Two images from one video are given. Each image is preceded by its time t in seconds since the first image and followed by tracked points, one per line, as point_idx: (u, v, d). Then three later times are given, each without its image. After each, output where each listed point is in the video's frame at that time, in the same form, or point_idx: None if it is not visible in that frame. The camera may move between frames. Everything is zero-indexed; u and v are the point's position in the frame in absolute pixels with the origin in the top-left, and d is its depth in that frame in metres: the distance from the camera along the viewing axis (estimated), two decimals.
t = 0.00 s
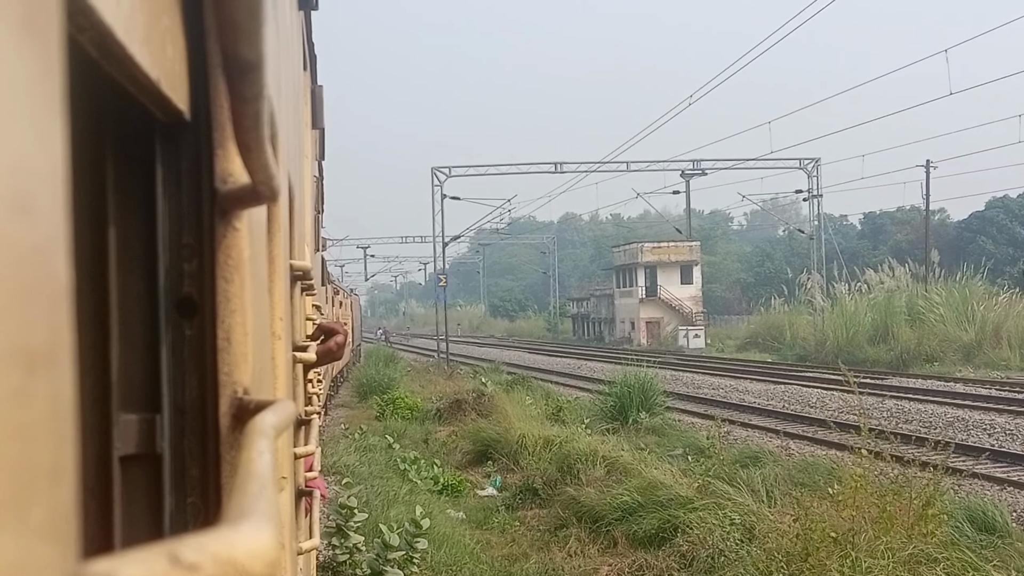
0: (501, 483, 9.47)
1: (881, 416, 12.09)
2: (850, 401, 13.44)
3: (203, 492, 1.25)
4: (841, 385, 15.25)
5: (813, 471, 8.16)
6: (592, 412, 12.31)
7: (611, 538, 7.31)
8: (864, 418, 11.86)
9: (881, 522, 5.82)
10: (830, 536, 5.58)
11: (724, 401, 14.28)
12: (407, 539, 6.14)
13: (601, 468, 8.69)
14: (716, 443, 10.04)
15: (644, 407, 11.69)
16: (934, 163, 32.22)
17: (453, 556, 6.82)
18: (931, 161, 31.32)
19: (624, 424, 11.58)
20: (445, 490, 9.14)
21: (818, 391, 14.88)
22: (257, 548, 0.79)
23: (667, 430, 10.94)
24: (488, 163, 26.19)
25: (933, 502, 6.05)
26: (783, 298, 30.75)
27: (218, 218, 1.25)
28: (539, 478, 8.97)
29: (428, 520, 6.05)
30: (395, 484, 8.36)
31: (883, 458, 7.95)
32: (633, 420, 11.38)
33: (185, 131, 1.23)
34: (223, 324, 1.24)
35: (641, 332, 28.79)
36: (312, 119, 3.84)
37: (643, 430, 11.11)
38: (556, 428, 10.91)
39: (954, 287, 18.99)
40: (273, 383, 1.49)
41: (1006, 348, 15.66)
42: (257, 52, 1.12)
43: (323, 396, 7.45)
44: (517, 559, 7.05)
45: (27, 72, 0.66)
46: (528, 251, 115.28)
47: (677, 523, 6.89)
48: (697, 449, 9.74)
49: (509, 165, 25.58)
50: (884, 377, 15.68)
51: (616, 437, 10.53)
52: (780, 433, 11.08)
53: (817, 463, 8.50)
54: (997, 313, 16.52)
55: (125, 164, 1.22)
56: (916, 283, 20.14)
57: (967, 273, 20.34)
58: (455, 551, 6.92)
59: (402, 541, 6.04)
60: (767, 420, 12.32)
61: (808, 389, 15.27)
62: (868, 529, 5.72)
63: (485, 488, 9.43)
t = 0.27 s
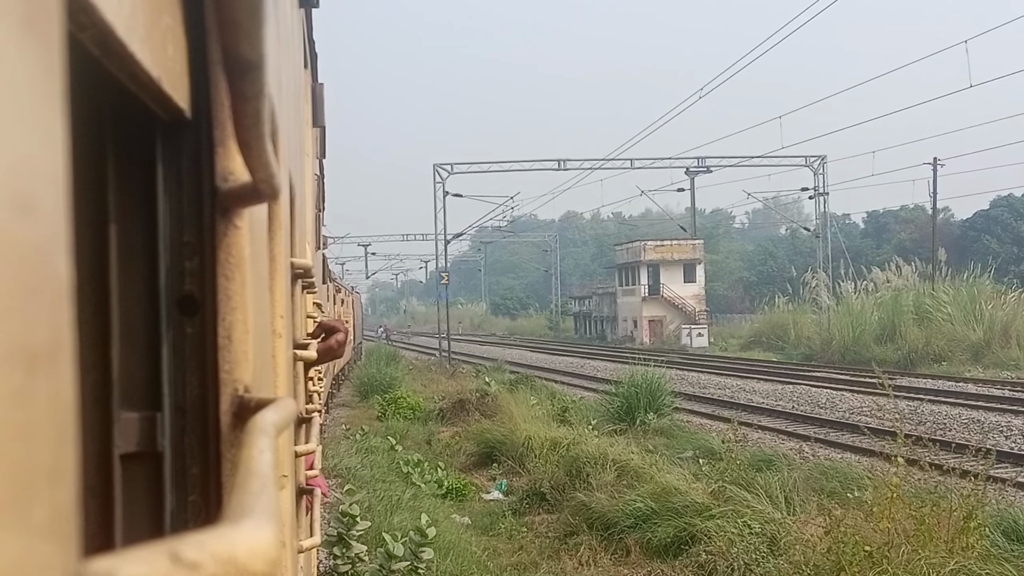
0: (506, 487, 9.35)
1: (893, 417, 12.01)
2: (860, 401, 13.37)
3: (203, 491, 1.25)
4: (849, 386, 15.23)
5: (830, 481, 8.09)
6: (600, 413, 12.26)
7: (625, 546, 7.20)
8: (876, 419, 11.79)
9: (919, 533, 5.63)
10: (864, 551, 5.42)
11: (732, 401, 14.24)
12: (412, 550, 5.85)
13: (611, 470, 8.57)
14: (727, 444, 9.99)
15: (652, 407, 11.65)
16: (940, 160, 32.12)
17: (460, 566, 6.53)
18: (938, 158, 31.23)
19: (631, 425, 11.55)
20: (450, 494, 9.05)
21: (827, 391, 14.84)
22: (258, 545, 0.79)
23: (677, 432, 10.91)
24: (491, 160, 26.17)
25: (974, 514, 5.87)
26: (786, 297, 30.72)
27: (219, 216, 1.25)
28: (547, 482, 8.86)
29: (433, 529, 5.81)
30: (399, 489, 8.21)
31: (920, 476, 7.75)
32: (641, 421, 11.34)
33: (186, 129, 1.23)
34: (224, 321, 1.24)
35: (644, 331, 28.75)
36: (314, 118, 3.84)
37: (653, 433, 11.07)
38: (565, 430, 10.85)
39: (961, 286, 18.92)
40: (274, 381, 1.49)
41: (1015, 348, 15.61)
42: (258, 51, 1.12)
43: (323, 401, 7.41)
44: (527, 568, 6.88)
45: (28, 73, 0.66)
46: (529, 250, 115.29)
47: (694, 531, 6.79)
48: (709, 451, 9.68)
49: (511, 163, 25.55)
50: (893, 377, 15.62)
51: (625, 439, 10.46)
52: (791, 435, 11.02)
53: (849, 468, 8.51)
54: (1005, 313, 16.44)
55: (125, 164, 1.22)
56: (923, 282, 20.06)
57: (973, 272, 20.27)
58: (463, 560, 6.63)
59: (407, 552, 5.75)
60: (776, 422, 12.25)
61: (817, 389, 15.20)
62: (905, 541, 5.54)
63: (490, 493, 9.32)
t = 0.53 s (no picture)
0: (511, 491, 9.22)
1: (904, 419, 11.92)
2: (869, 403, 13.29)
3: (204, 491, 1.25)
4: (857, 386, 15.21)
5: (845, 490, 7.95)
6: (606, 415, 12.19)
7: (635, 554, 6.99)
8: (886, 422, 11.72)
9: (956, 553, 5.54)
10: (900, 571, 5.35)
11: (738, 403, 14.20)
12: (415, 561, 5.74)
13: (620, 476, 8.41)
14: (738, 448, 9.93)
15: (659, 409, 11.61)
16: (945, 159, 32.04)
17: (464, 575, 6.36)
18: (943, 157, 31.15)
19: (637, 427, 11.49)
20: (453, 499, 8.95)
21: (836, 391, 14.78)
22: (259, 544, 0.79)
23: (685, 435, 10.84)
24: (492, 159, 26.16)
25: (1015, 529, 5.76)
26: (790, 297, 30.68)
27: (220, 214, 1.25)
28: (553, 487, 8.74)
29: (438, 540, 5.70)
30: (401, 496, 8.09)
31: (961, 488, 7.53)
32: (647, 423, 11.27)
33: (186, 130, 1.23)
34: (225, 322, 1.24)
35: (646, 331, 28.74)
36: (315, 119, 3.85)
37: (661, 435, 10.99)
38: (572, 433, 10.78)
39: (967, 285, 18.86)
40: (275, 381, 1.49)
41: None
42: (257, 52, 1.12)
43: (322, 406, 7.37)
44: None
45: (28, 73, 0.66)
46: (529, 250, 115.33)
47: (708, 540, 6.63)
48: (719, 455, 9.59)
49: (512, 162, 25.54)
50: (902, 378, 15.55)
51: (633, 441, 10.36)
52: (801, 437, 10.95)
53: (865, 473, 8.31)
54: (1013, 313, 16.37)
55: (125, 165, 1.22)
56: (929, 282, 19.99)
57: (979, 272, 20.21)
58: (467, 569, 6.46)
59: (409, 563, 5.65)
60: (785, 423, 12.17)
61: (825, 390, 15.11)
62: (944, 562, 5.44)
63: (495, 496, 9.21)
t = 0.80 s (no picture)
0: (517, 497, 9.10)
1: (917, 422, 11.81)
2: (880, 405, 13.19)
3: (204, 491, 1.25)
4: (866, 387, 15.12)
5: (868, 502, 7.76)
6: (613, 417, 12.09)
7: (649, 566, 6.74)
8: (898, 425, 11.62)
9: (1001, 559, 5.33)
10: None
11: (745, 405, 14.13)
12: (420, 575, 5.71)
13: (632, 483, 8.26)
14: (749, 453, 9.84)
15: (667, 411, 11.51)
16: (950, 158, 31.94)
17: None
18: (948, 156, 31.04)
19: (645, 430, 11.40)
20: (457, 506, 8.80)
21: (846, 392, 14.67)
22: (257, 545, 0.79)
23: (694, 438, 10.74)
24: (493, 157, 26.12)
25: None
26: (794, 298, 30.58)
27: (220, 215, 1.25)
28: (561, 494, 8.58)
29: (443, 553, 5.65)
30: (405, 503, 8.00)
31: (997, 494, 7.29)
32: (655, 426, 11.18)
33: (186, 129, 1.23)
34: (224, 323, 1.24)
35: (648, 332, 28.69)
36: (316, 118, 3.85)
37: (670, 439, 10.88)
38: (581, 436, 10.69)
39: (974, 285, 18.75)
40: (275, 381, 1.48)
41: None
42: (258, 52, 1.12)
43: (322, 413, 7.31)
44: None
45: (26, 75, 0.66)
46: (530, 250, 115.27)
47: (726, 552, 6.30)
48: (732, 461, 9.48)
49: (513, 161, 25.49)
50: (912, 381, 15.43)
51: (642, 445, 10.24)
52: (812, 441, 10.85)
53: (887, 481, 8.28)
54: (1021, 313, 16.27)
55: (125, 166, 1.22)
56: (935, 282, 19.89)
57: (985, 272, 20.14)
58: None
59: None
60: (795, 426, 12.07)
61: (833, 392, 15.00)
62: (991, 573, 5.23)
63: (500, 502, 9.10)
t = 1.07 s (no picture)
0: (522, 503, 8.77)
1: (930, 424, 11.63)
2: (891, 407, 12.99)
3: (203, 491, 1.25)
4: (874, 388, 14.97)
5: (888, 508, 7.44)
6: (619, 419, 11.86)
7: None
8: (912, 428, 11.43)
9: None
10: None
11: (751, 406, 13.99)
12: None
13: (642, 488, 8.00)
14: (761, 459, 9.66)
15: (673, 414, 11.23)
16: (955, 156, 31.78)
17: None
18: (953, 154, 30.86)
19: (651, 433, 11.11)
20: (461, 513, 8.53)
21: (855, 394, 14.50)
22: (257, 545, 0.79)
23: (702, 441, 10.53)
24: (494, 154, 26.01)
25: None
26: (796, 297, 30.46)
27: (219, 215, 1.25)
28: (569, 501, 8.27)
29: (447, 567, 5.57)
30: (407, 511, 7.80)
31: None
32: (663, 429, 10.92)
33: (186, 128, 1.23)
34: (224, 322, 1.24)
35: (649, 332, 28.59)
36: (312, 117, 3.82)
37: (679, 442, 10.66)
38: (588, 439, 10.48)
39: (980, 285, 18.63)
40: (274, 381, 1.49)
41: None
42: (258, 51, 1.12)
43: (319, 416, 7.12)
44: None
45: (26, 73, 0.66)
46: (530, 249, 115.18)
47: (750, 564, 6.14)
48: (743, 466, 9.30)
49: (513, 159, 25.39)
50: (921, 381, 15.28)
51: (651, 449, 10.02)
52: (824, 444, 10.67)
53: (908, 487, 7.91)
54: None
55: (124, 161, 1.23)
56: (940, 281, 19.77)
57: (991, 271, 20.02)
58: None
59: None
60: (806, 429, 11.87)
61: (842, 393, 14.81)
62: None
63: (504, 507, 8.80)
